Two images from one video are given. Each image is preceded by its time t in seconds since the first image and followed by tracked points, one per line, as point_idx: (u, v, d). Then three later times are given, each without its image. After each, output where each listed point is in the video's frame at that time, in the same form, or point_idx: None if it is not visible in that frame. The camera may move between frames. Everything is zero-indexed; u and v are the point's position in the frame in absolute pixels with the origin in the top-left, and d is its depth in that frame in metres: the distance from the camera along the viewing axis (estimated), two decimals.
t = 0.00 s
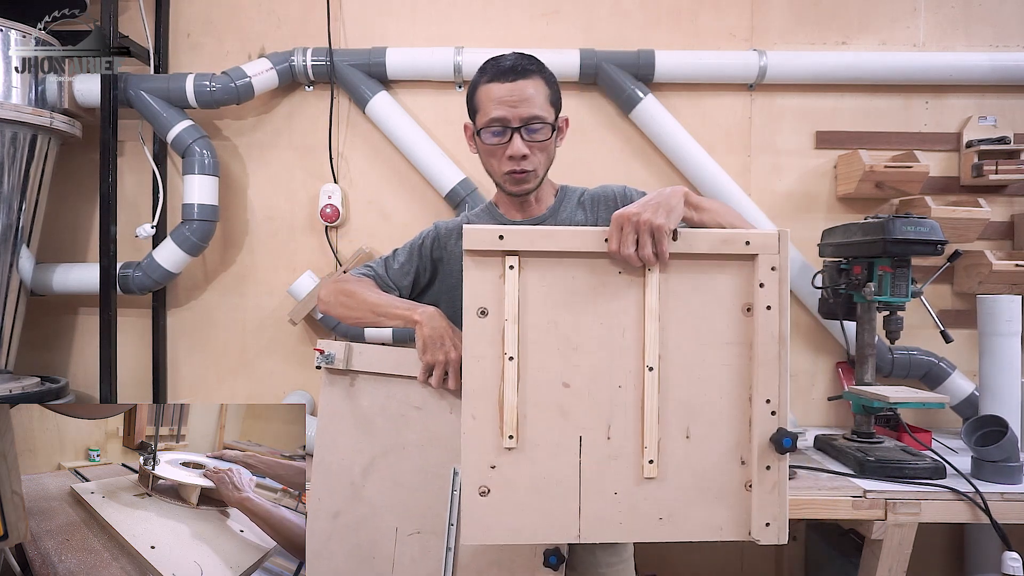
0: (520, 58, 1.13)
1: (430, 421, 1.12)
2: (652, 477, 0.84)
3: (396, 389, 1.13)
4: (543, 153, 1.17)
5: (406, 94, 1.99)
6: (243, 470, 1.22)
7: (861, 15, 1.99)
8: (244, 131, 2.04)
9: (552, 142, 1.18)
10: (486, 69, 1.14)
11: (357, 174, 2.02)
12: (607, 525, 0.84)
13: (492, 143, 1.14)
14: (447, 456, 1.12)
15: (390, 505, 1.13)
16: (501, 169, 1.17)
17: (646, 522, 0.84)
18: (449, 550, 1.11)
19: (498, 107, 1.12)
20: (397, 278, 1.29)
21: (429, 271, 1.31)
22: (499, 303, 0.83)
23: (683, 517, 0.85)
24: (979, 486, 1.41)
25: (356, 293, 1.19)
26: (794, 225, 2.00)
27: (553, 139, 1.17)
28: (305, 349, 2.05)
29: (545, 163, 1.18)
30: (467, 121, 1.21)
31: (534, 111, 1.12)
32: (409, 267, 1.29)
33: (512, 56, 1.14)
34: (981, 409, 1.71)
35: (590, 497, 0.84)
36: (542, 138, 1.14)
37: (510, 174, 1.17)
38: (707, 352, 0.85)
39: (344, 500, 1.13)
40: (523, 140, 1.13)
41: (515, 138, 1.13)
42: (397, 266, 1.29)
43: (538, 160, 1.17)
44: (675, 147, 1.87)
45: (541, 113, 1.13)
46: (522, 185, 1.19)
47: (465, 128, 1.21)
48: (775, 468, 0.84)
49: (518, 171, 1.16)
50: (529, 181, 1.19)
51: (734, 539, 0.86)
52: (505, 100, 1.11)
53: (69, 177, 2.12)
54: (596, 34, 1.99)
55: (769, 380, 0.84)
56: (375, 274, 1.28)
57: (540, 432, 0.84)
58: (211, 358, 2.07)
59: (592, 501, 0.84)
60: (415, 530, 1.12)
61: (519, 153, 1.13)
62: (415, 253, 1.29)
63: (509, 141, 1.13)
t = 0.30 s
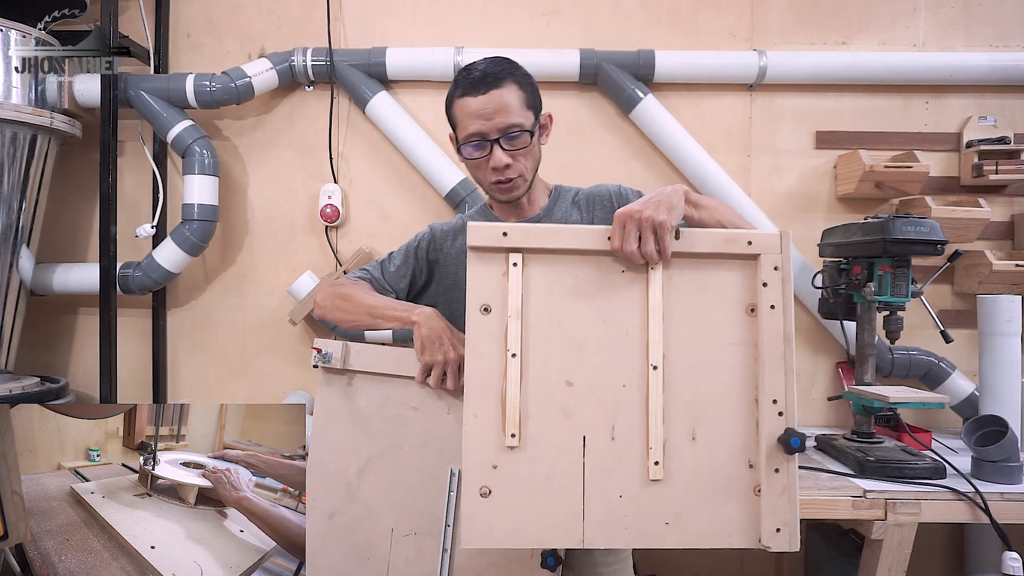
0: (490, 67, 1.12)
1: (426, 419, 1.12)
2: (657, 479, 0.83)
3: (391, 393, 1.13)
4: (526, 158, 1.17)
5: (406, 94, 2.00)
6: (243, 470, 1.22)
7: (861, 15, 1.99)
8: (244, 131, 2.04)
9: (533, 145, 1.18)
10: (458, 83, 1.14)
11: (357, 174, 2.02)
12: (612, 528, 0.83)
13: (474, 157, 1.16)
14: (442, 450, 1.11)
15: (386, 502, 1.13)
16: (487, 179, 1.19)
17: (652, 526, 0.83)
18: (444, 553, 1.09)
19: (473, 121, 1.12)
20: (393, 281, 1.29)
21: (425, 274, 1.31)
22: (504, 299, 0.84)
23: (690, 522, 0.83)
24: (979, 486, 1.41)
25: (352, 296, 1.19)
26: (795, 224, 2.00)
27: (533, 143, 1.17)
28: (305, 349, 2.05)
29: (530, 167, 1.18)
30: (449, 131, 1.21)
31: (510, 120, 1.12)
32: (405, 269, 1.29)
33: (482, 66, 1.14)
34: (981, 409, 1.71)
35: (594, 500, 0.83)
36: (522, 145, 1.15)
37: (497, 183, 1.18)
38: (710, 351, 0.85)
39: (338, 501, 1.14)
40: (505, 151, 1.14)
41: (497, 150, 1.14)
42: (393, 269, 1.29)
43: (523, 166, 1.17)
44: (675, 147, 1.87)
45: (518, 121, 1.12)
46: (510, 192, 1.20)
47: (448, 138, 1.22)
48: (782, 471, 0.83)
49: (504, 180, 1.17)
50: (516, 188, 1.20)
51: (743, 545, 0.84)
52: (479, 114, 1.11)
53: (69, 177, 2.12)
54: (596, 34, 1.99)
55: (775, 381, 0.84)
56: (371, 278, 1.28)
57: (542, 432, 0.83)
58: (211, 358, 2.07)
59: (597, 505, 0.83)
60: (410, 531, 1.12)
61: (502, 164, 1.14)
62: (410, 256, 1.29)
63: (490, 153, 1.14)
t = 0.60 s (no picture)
0: (475, 66, 1.14)
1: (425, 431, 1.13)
2: (666, 460, 0.82)
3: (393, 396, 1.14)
4: (515, 154, 1.18)
5: (406, 94, 2.00)
6: (242, 470, 1.22)
7: (861, 15, 1.99)
8: (244, 131, 2.04)
9: (521, 141, 1.19)
10: (444, 84, 1.16)
11: (357, 174, 2.02)
12: (622, 513, 0.81)
13: (463, 154, 1.17)
14: (440, 459, 1.13)
15: (386, 511, 1.14)
16: (477, 177, 1.19)
17: (663, 510, 0.81)
18: (442, 565, 1.12)
19: (460, 119, 1.14)
20: (391, 290, 1.29)
21: (422, 282, 1.32)
22: (502, 281, 0.85)
23: (703, 506, 0.82)
24: (979, 486, 1.41)
25: (351, 310, 1.19)
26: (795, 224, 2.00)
27: (520, 139, 1.18)
28: (305, 349, 2.05)
29: (519, 163, 1.19)
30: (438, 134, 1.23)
31: (496, 115, 1.13)
32: (401, 278, 1.30)
33: (468, 66, 1.15)
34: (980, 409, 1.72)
35: (602, 484, 0.82)
36: (509, 140, 1.15)
37: (487, 180, 1.19)
38: (716, 329, 0.85)
39: (338, 513, 1.14)
40: (491, 146, 1.14)
41: (483, 145, 1.14)
42: (389, 278, 1.30)
43: (512, 162, 1.18)
44: (675, 147, 1.87)
45: (504, 116, 1.13)
46: (501, 189, 1.20)
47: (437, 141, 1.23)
48: (799, 448, 0.82)
49: (494, 176, 1.17)
50: (507, 183, 1.20)
51: (761, 529, 0.83)
52: (465, 111, 1.13)
53: (69, 177, 2.12)
54: (596, 34, 2.00)
55: (785, 355, 0.83)
56: (369, 290, 1.29)
57: (545, 416, 0.83)
58: (211, 359, 2.07)
59: (604, 491, 0.82)
60: (409, 543, 1.13)
61: (490, 159, 1.15)
62: (406, 264, 1.29)
63: (478, 148, 1.15)
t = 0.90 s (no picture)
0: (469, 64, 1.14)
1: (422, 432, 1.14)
2: (660, 452, 0.81)
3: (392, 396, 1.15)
4: (511, 150, 1.18)
5: (406, 94, 1.99)
6: (241, 470, 1.22)
7: (861, 15, 1.99)
8: (244, 131, 2.04)
9: (516, 138, 1.19)
10: (439, 82, 1.16)
11: (357, 174, 2.02)
12: (616, 506, 0.80)
13: (459, 151, 1.17)
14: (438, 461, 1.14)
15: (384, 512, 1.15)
16: (473, 173, 1.20)
17: (657, 503, 0.80)
18: (441, 566, 1.13)
19: (455, 116, 1.14)
20: (391, 293, 1.30)
21: (421, 283, 1.32)
22: (494, 269, 0.85)
23: (697, 499, 0.81)
24: (979, 486, 1.41)
25: (350, 313, 1.20)
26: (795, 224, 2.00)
27: (515, 135, 1.18)
28: (305, 349, 2.05)
29: (514, 159, 1.19)
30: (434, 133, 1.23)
31: (491, 112, 1.13)
32: (400, 280, 1.30)
33: (462, 64, 1.16)
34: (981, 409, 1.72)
35: (596, 475, 0.81)
36: (504, 136, 1.16)
37: (482, 176, 1.19)
38: (712, 318, 0.85)
39: (337, 514, 1.15)
40: (486, 142, 1.15)
41: (478, 142, 1.15)
42: (388, 281, 1.30)
43: (508, 158, 1.18)
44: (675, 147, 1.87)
45: (499, 112, 1.14)
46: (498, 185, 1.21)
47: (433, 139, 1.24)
48: (795, 440, 0.81)
49: (489, 172, 1.18)
50: (503, 179, 1.20)
51: (756, 523, 0.82)
52: (459, 108, 1.13)
53: (69, 176, 2.12)
54: (596, 34, 2.00)
55: (781, 345, 0.83)
56: (368, 292, 1.29)
57: (541, 406, 0.82)
58: (211, 359, 2.07)
59: (597, 483, 0.81)
60: (408, 544, 1.14)
61: (485, 155, 1.15)
62: (405, 266, 1.30)
63: (473, 145, 1.16)
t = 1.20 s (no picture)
0: (475, 64, 1.14)
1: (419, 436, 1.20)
2: (647, 463, 0.82)
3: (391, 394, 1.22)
4: (513, 151, 1.17)
5: (406, 95, 2.00)
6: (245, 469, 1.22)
7: (861, 15, 1.98)
8: (244, 131, 2.04)
9: (519, 140, 1.18)
10: (444, 81, 1.16)
11: (357, 174, 2.02)
12: (600, 513, 0.82)
13: (462, 151, 1.17)
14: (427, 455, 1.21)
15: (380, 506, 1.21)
16: (474, 173, 1.19)
17: (639, 511, 0.82)
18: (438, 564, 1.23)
19: (458, 115, 1.14)
20: (391, 292, 1.29)
21: (422, 282, 1.32)
22: (495, 273, 0.83)
23: (679, 508, 0.83)
24: (979, 486, 1.41)
25: (350, 312, 1.20)
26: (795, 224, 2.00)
27: (518, 137, 1.17)
28: (305, 349, 2.05)
29: (516, 161, 1.18)
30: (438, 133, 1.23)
31: (494, 113, 1.13)
32: (401, 279, 1.30)
33: (468, 64, 1.16)
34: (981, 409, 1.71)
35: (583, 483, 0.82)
36: (507, 137, 1.15)
37: (483, 177, 1.18)
38: (706, 332, 0.85)
39: (337, 512, 1.21)
40: (488, 143, 1.14)
41: (480, 142, 1.14)
42: (389, 280, 1.30)
43: (510, 159, 1.17)
44: (675, 147, 1.87)
45: (502, 113, 1.14)
46: (499, 186, 1.19)
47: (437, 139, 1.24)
48: (777, 458, 0.82)
49: (491, 172, 1.17)
50: (504, 180, 1.19)
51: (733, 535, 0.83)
52: (463, 108, 1.13)
53: (69, 176, 2.12)
54: (596, 34, 1.99)
55: (771, 364, 0.83)
56: (369, 291, 1.29)
57: (534, 413, 0.83)
58: (211, 358, 2.07)
59: (584, 491, 0.82)
60: (406, 543, 1.22)
61: (487, 155, 1.14)
62: (406, 265, 1.29)
63: (476, 145, 1.15)
